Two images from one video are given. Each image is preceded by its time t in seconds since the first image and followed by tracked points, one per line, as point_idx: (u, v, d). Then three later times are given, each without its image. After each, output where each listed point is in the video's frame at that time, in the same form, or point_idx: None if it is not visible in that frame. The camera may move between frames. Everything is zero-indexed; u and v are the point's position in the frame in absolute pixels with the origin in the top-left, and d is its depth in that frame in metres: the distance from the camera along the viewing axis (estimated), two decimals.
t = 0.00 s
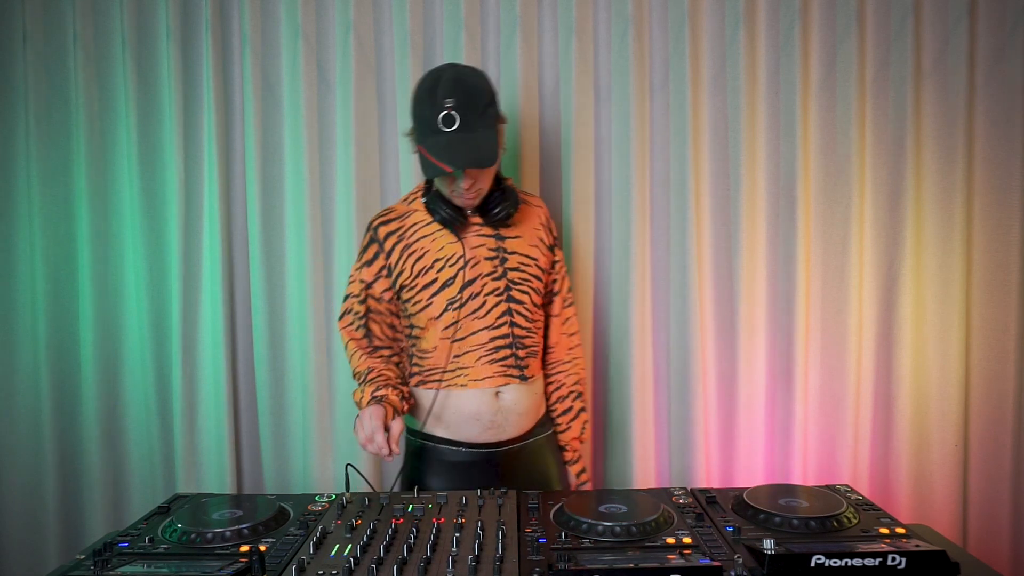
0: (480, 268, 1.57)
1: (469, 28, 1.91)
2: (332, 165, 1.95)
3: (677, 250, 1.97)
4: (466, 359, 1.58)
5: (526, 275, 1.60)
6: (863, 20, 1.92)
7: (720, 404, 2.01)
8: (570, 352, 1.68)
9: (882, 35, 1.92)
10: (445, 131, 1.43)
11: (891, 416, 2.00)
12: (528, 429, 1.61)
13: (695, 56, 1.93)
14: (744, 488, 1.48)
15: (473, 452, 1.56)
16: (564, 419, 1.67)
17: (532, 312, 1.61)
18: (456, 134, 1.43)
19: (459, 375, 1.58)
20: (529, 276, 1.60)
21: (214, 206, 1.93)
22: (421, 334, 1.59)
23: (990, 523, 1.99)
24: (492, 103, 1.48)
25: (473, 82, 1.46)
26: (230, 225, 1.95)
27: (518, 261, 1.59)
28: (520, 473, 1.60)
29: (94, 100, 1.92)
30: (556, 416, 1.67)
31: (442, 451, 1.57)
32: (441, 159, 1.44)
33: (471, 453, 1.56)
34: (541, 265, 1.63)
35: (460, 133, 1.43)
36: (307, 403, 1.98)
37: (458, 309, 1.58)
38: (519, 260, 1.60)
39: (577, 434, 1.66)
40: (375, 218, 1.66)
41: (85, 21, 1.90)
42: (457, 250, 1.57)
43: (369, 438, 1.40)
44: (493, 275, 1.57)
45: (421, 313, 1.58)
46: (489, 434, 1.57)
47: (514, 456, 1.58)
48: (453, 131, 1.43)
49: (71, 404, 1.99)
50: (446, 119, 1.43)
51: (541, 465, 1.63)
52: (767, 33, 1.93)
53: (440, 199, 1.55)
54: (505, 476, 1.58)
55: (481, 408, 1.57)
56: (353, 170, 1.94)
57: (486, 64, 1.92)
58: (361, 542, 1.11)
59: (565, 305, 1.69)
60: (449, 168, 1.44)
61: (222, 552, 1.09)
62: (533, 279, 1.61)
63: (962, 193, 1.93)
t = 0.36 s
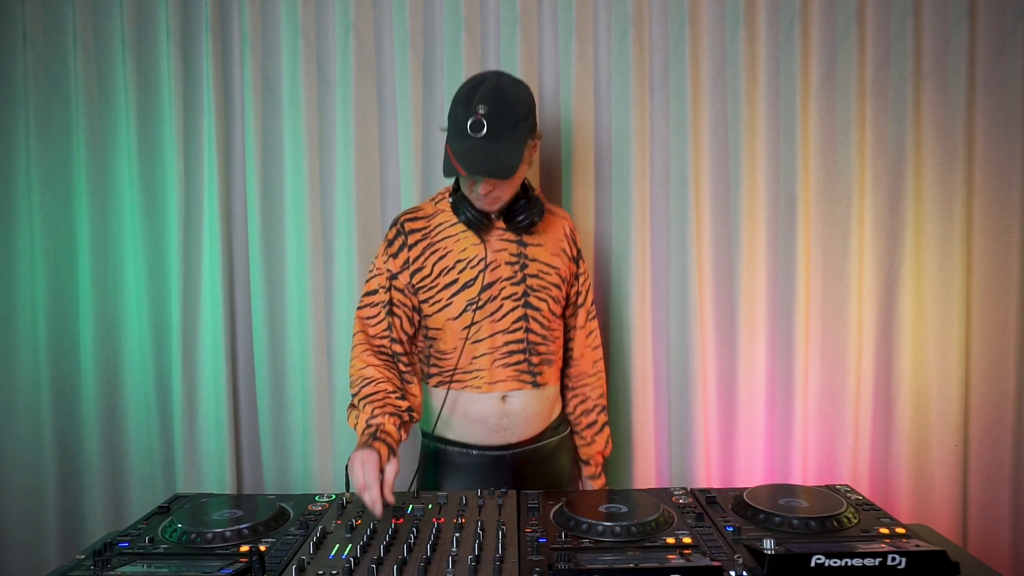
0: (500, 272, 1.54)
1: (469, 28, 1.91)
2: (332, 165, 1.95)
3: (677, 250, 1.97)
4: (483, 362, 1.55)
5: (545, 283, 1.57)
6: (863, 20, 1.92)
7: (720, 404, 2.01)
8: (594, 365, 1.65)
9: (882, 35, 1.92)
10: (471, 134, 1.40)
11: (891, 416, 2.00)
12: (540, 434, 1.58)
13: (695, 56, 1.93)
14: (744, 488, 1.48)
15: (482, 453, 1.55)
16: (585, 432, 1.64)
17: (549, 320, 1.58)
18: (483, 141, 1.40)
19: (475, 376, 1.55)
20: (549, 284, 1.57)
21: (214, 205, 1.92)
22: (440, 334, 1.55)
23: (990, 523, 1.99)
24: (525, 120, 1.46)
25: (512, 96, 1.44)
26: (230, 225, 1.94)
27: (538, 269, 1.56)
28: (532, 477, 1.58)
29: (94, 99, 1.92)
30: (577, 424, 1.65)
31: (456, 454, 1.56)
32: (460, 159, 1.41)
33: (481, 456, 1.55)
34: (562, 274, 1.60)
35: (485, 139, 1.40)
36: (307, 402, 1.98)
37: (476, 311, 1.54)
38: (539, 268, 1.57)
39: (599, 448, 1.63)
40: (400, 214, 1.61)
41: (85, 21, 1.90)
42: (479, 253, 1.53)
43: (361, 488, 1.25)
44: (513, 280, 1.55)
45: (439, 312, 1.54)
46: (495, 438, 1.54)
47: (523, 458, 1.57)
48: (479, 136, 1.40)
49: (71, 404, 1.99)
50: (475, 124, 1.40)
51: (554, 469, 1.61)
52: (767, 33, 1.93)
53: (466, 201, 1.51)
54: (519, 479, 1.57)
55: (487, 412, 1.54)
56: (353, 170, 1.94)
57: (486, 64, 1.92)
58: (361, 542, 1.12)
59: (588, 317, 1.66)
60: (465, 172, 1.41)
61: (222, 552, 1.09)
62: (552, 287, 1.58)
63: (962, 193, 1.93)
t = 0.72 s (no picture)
0: (498, 276, 1.51)
1: (469, 28, 1.91)
2: (333, 165, 1.95)
3: (677, 250, 1.97)
4: (489, 369, 1.51)
5: (541, 280, 1.56)
6: (863, 20, 1.92)
7: (720, 404, 2.01)
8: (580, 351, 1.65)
9: (882, 35, 1.92)
10: (443, 135, 1.36)
11: (891, 416, 2.00)
12: (535, 431, 1.58)
13: (695, 56, 1.93)
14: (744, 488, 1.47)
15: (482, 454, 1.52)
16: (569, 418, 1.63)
17: (547, 317, 1.57)
18: (456, 142, 1.36)
19: (483, 384, 1.51)
20: (544, 281, 1.56)
21: (214, 205, 1.92)
22: (441, 344, 1.50)
23: (990, 522, 1.99)
24: (504, 124, 1.41)
25: (491, 97, 1.40)
26: (230, 224, 1.94)
27: (533, 267, 1.55)
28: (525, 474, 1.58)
29: (93, 100, 1.92)
30: (563, 415, 1.63)
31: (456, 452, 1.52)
32: (430, 159, 1.37)
33: (480, 456, 1.52)
34: (553, 269, 1.59)
35: (458, 141, 1.36)
36: (307, 402, 1.98)
37: (478, 318, 1.50)
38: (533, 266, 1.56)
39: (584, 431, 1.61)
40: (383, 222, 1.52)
41: (85, 21, 1.90)
42: (476, 258, 1.49)
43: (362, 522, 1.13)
44: (511, 282, 1.52)
45: (439, 323, 1.49)
46: (497, 439, 1.52)
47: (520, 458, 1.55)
48: (451, 137, 1.36)
49: (71, 403, 1.99)
50: (450, 124, 1.36)
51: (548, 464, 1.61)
52: (767, 33, 1.93)
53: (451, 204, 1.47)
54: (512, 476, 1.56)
55: (492, 414, 1.51)
56: (353, 170, 1.94)
57: (486, 64, 1.92)
58: (361, 542, 1.12)
59: (573, 305, 1.66)
60: (435, 173, 1.37)
61: (222, 552, 1.09)
62: (547, 284, 1.57)
63: (962, 193, 1.93)
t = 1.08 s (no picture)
0: (466, 284, 1.51)
1: (469, 28, 1.91)
2: (333, 166, 1.95)
3: (677, 250, 1.97)
4: (458, 377, 1.51)
5: (511, 288, 1.56)
6: (863, 20, 1.92)
7: (720, 403, 2.01)
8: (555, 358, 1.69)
9: (882, 35, 1.91)
10: (415, 142, 1.36)
11: (891, 416, 2.00)
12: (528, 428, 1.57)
13: (695, 56, 1.93)
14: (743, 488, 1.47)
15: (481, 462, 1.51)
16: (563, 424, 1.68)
17: (517, 325, 1.57)
18: (426, 149, 1.36)
19: (452, 393, 1.51)
20: (514, 289, 1.57)
21: (214, 206, 1.92)
22: (409, 353, 1.50)
23: (990, 522, 1.99)
24: (472, 127, 1.42)
25: (458, 102, 1.40)
26: (230, 225, 1.94)
27: (503, 275, 1.55)
28: (530, 474, 1.56)
29: (93, 100, 1.92)
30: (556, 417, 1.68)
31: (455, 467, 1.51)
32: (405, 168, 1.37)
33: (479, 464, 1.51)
34: (524, 277, 1.60)
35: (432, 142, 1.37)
36: (307, 402, 1.98)
37: (447, 325, 1.50)
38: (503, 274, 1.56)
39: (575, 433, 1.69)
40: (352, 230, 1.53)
41: (85, 21, 1.90)
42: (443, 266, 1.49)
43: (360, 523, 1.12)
44: (480, 289, 1.52)
45: (407, 331, 1.49)
46: (492, 444, 1.52)
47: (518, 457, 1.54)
48: (423, 144, 1.36)
49: (72, 403, 1.99)
50: (418, 130, 1.36)
51: (548, 463, 1.59)
52: (766, 33, 1.93)
53: (418, 212, 1.46)
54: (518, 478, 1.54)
55: (478, 422, 1.51)
56: (353, 170, 1.94)
57: (486, 64, 1.92)
58: (361, 542, 1.12)
59: (546, 313, 1.68)
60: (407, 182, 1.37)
61: (222, 552, 1.09)
62: (517, 292, 1.57)
63: (962, 193, 1.93)
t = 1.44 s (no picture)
0: (467, 273, 1.51)
1: (469, 29, 1.91)
2: (333, 166, 1.95)
3: (677, 250, 1.97)
4: (461, 365, 1.52)
5: (506, 275, 1.57)
6: (863, 20, 1.92)
7: (720, 403, 2.01)
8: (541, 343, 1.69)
9: (882, 35, 1.92)
10: (412, 145, 1.37)
11: (891, 416, 2.00)
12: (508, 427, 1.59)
13: (695, 56, 1.93)
14: (743, 488, 1.47)
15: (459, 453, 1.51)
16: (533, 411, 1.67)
17: (514, 310, 1.58)
18: (424, 150, 1.37)
19: (455, 381, 1.51)
20: (508, 276, 1.57)
21: (214, 206, 1.92)
22: (412, 345, 1.50)
23: (990, 523, 1.99)
24: (464, 121, 1.41)
25: (446, 97, 1.40)
26: (230, 225, 1.94)
27: (498, 262, 1.56)
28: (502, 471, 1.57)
29: (93, 100, 1.92)
30: (526, 410, 1.66)
31: (427, 453, 1.50)
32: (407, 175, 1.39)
33: (457, 455, 1.51)
34: (515, 264, 1.61)
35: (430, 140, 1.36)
36: (307, 402, 1.98)
37: (449, 316, 1.50)
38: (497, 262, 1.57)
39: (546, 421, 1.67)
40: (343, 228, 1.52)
41: (85, 21, 1.90)
42: (442, 257, 1.49)
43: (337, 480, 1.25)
44: (478, 279, 1.52)
45: (411, 324, 1.49)
46: (479, 437, 1.53)
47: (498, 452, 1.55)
48: (420, 146, 1.36)
49: (72, 403, 1.99)
50: (413, 134, 1.37)
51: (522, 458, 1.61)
52: (766, 33, 1.93)
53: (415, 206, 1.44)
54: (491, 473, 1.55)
55: (473, 411, 1.51)
56: (353, 170, 1.94)
57: (486, 64, 1.92)
58: (361, 542, 1.12)
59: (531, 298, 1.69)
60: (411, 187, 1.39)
61: (222, 552, 1.09)
62: (511, 278, 1.58)
63: (962, 193, 1.93)
